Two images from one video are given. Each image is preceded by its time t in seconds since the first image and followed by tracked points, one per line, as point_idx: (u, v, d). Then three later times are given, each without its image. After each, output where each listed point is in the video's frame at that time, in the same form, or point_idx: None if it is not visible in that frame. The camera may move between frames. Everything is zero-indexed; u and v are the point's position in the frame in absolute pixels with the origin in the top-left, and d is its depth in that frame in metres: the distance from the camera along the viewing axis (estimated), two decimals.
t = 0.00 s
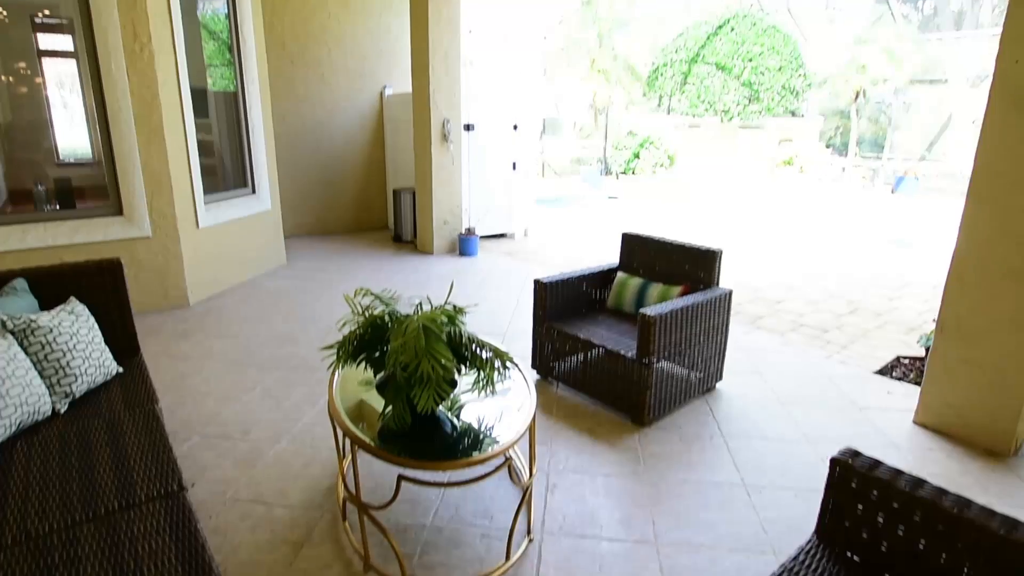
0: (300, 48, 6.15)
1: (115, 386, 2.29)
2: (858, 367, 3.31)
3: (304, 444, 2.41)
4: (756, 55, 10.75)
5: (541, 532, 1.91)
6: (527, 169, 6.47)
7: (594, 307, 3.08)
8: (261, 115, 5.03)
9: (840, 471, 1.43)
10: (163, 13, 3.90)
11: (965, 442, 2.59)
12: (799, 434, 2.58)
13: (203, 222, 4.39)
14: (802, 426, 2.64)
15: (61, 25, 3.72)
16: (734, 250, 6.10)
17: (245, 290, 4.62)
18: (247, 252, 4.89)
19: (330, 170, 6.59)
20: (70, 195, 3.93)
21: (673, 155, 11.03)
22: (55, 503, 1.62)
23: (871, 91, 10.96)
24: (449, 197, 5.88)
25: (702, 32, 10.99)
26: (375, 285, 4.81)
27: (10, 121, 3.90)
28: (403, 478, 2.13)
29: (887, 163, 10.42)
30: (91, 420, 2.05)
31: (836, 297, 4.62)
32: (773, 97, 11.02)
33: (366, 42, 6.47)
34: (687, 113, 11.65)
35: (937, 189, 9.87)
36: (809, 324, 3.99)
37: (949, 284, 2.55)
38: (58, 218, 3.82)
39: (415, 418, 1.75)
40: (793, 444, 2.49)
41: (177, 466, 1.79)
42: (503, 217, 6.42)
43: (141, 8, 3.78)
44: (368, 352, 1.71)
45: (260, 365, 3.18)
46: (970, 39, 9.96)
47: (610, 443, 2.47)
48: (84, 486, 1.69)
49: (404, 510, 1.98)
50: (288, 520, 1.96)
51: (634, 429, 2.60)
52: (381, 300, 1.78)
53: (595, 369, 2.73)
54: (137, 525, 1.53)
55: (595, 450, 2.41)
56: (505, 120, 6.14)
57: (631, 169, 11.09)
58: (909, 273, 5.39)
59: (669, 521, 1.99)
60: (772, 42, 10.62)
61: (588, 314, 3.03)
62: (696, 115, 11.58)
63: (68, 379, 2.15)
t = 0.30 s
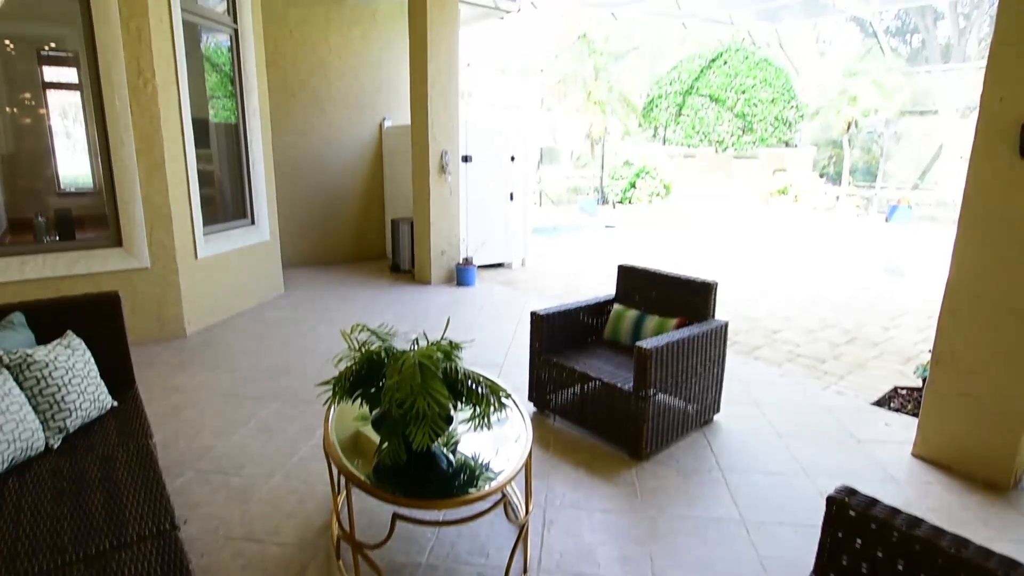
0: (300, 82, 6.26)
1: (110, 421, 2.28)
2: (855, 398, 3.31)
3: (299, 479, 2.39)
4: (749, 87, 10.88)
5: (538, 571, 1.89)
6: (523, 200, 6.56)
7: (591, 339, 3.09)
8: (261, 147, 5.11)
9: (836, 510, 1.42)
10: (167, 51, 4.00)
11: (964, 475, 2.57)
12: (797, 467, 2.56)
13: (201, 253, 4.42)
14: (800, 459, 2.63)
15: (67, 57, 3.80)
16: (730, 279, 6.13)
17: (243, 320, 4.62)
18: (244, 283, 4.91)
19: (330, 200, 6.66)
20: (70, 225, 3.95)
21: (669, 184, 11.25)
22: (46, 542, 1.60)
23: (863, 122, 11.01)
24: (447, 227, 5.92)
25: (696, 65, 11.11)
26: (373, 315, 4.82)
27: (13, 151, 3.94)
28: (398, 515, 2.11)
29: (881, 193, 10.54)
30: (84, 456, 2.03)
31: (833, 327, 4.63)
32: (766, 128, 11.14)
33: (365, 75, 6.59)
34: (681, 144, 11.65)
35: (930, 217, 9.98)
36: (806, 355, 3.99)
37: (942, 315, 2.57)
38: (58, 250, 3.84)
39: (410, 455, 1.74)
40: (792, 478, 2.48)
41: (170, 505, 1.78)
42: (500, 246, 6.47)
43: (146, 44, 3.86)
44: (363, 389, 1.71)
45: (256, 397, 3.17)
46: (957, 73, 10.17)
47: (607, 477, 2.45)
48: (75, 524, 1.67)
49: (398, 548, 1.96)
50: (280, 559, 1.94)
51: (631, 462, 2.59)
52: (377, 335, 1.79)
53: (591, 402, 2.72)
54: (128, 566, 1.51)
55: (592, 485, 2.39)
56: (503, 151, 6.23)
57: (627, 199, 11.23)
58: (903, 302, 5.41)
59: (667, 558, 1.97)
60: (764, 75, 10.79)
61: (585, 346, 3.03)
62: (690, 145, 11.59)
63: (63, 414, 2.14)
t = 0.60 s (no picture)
0: (302, 114, 6.35)
1: (103, 455, 2.27)
2: (853, 429, 3.29)
3: (293, 514, 2.37)
4: (742, 118, 11.09)
5: None
6: (520, 229, 6.63)
7: (588, 370, 3.10)
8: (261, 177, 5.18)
9: (835, 548, 1.41)
10: (169, 84, 4.07)
11: (965, 508, 2.54)
12: (797, 500, 2.54)
13: (200, 283, 4.44)
14: (799, 492, 2.61)
15: (71, 89, 3.84)
16: (727, 307, 6.15)
17: (239, 351, 4.61)
18: (241, 312, 4.92)
19: (329, 229, 6.71)
20: (69, 255, 3.94)
21: (665, 213, 11.29)
22: None
23: (856, 151, 11.42)
24: (445, 258, 5.91)
25: (690, 96, 11.30)
26: (370, 344, 4.81)
27: (13, 181, 3.90)
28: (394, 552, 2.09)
29: (875, 221, 10.90)
30: (77, 491, 2.02)
31: (829, 356, 4.64)
32: (761, 157, 11.33)
33: (365, 107, 6.71)
34: (677, 173, 11.77)
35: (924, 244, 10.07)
36: (803, 385, 3.99)
37: (937, 344, 2.57)
38: (57, 280, 3.82)
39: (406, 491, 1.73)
40: (792, 512, 2.45)
41: (162, 544, 1.76)
42: (498, 275, 6.52)
43: (149, 79, 3.94)
44: (360, 424, 1.71)
45: (251, 429, 3.15)
46: (946, 103, 10.37)
47: (605, 511, 2.43)
48: (66, 563, 1.66)
49: None
50: None
51: (630, 496, 2.56)
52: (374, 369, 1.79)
53: (588, 434, 2.72)
54: None
55: (589, 519, 2.37)
56: (500, 181, 6.32)
57: (625, 227, 11.16)
58: (899, 330, 5.43)
59: None
60: (757, 106, 11.03)
61: (581, 377, 3.03)
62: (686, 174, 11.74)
63: (57, 449, 2.12)
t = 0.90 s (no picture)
0: (302, 144, 6.42)
1: (96, 488, 2.25)
2: (852, 459, 3.27)
3: (287, 549, 2.34)
4: (736, 146, 11.22)
5: None
6: (518, 257, 6.67)
7: (585, 400, 3.09)
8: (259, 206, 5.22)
9: None
10: (170, 116, 4.14)
11: (967, 541, 2.52)
12: (796, 533, 2.52)
13: (197, 312, 4.44)
14: (799, 524, 2.59)
15: (73, 118, 3.91)
16: (724, 335, 6.15)
17: (235, 380, 4.59)
18: (237, 341, 4.91)
19: (326, 257, 6.73)
20: (67, 284, 3.93)
21: (663, 240, 11.23)
22: None
23: (850, 178, 11.59)
24: (442, 286, 5.90)
25: (685, 125, 11.47)
26: (366, 373, 4.79)
27: (13, 210, 3.95)
28: None
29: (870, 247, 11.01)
30: (68, 526, 1.99)
31: (827, 384, 4.63)
32: (756, 185, 11.43)
33: (363, 137, 6.79)
34: (673, 200, 11.89)
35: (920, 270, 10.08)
36: (802, 414, 3.98)
37: (932, 375, 2.58)
38: (52, 308, 3.81)
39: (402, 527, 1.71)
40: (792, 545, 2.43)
41: None
42: (495, 303, 6.54)
43: (151, 111, 4.00)
44: (355, 459, 1.71)
45: (245, 461, 3.12)
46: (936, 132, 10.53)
47: (602, 545, 2.40)
48: None
49: None
50: None
51: (628, 529, 2.54)
52: (370, 404, 1.78)
53: (586, 466, 2.70)
54: None
55: (587, 553, 2.34)
56: (497, 210, 6.37)
57: (621, 254, 11.49)
58: (895, 357, 5.44)
59: None
60: (751, 134, 11.17)
61: (579, 407, 3.03)
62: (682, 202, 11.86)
63: (49, 483, 2.10)
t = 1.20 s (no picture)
0: (302, 173, 6.49)
1: (88, 523, 2.22)
2: (852, 489, 3.25)
3: None
4: (731, 175, 11.40)
5: None
6: (515, 284, 6.69)
7: (583, 431, 3.08)
8: (259, 235, 5.26)
9: None
10: (172, 147, 4.19)
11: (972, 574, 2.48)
12: (797, 567, 2.49)
13: (194, 341, 4.44)
14: (800, 558, 2.55)
15: (76, 147, 3.89)
16: (722, 362, 6.15)
17: (231, 409, 4.57)
18: (233, 370, 4.90)
19: (325, 285, 6.76)
20: (65, 313, 3.90)
21: (658, 267, 11.21)
22: None
23: (844, 206, 11.64)
24: (439, 314, 5.90)
25: (680, 153, 11.64)
26: (363, 402, 4.77)
27: (14, 235, 3.83)
28: None
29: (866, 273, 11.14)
30: (57, 562, 1.97)
31: (825, 412, 4.62)
32: (751, 213, 11.59)
33: (362, 166, 6.86)
34: (670, 228, 12.02)
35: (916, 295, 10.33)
36: (800, 443, 3.96)
37: (930, 405, 2.58)
38: (48, 338, 3.81)
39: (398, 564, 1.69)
40: None
41: None
42: (493, 330, 6.54)
43: (154, 143, 4.06)
44: (351, 493, 1.70)
45: (240, 493, 3.09)
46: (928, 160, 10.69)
47: None
48: None
49: None
50: None
51: (627, 563, 2.50)
52: (365, 438, 1.78)
53: (584, 499, 2.67)
54: None
55: None
56: (495, 238, 6.43)
57: (618, 281, 11.26)
58: (894, 385, 5.43)
59: None
60: (746, 162, 11.34)
61: (576, 438, 3.02)
62: (678, 229, 11.96)
63: (40, 518, 2.08)
